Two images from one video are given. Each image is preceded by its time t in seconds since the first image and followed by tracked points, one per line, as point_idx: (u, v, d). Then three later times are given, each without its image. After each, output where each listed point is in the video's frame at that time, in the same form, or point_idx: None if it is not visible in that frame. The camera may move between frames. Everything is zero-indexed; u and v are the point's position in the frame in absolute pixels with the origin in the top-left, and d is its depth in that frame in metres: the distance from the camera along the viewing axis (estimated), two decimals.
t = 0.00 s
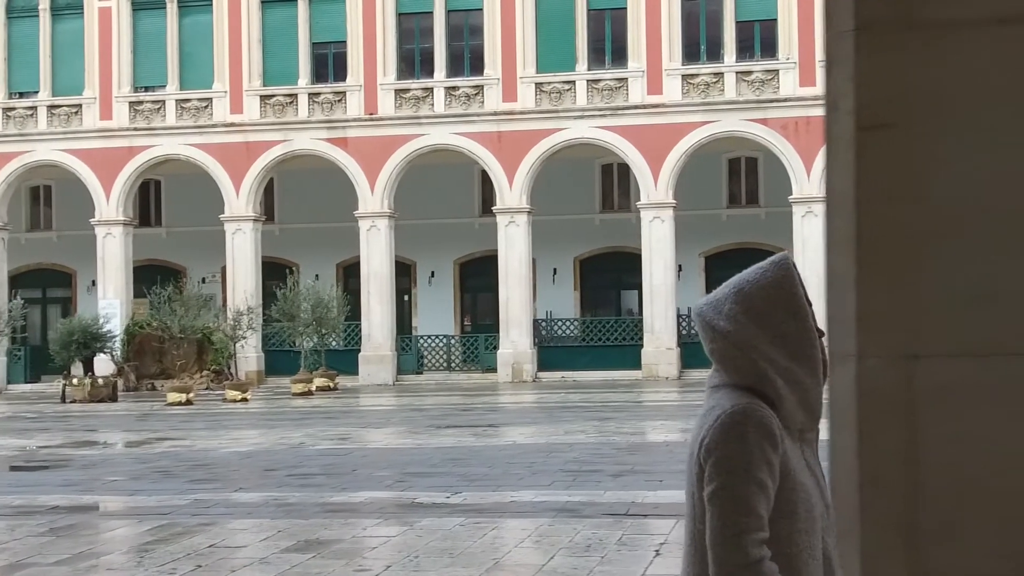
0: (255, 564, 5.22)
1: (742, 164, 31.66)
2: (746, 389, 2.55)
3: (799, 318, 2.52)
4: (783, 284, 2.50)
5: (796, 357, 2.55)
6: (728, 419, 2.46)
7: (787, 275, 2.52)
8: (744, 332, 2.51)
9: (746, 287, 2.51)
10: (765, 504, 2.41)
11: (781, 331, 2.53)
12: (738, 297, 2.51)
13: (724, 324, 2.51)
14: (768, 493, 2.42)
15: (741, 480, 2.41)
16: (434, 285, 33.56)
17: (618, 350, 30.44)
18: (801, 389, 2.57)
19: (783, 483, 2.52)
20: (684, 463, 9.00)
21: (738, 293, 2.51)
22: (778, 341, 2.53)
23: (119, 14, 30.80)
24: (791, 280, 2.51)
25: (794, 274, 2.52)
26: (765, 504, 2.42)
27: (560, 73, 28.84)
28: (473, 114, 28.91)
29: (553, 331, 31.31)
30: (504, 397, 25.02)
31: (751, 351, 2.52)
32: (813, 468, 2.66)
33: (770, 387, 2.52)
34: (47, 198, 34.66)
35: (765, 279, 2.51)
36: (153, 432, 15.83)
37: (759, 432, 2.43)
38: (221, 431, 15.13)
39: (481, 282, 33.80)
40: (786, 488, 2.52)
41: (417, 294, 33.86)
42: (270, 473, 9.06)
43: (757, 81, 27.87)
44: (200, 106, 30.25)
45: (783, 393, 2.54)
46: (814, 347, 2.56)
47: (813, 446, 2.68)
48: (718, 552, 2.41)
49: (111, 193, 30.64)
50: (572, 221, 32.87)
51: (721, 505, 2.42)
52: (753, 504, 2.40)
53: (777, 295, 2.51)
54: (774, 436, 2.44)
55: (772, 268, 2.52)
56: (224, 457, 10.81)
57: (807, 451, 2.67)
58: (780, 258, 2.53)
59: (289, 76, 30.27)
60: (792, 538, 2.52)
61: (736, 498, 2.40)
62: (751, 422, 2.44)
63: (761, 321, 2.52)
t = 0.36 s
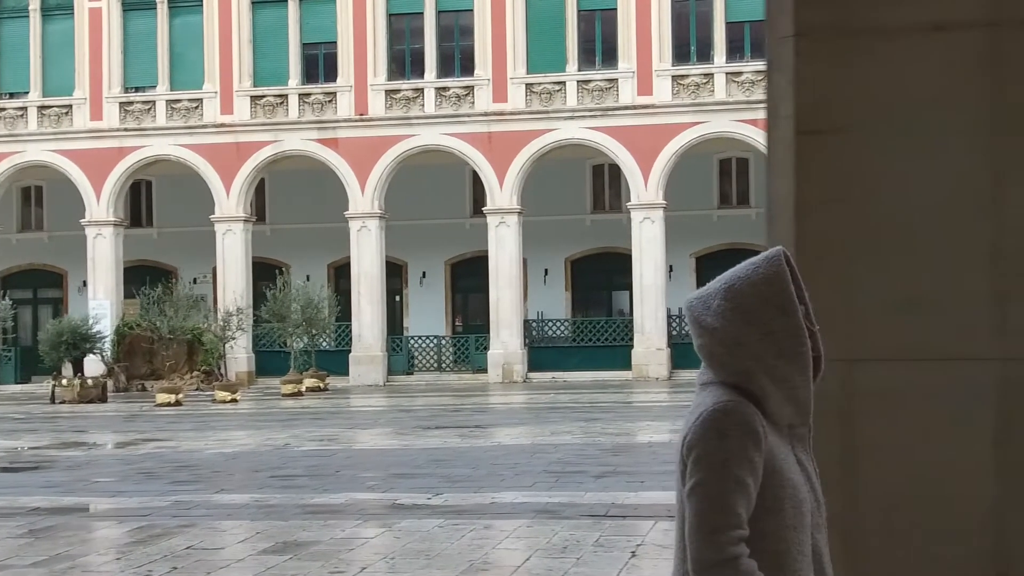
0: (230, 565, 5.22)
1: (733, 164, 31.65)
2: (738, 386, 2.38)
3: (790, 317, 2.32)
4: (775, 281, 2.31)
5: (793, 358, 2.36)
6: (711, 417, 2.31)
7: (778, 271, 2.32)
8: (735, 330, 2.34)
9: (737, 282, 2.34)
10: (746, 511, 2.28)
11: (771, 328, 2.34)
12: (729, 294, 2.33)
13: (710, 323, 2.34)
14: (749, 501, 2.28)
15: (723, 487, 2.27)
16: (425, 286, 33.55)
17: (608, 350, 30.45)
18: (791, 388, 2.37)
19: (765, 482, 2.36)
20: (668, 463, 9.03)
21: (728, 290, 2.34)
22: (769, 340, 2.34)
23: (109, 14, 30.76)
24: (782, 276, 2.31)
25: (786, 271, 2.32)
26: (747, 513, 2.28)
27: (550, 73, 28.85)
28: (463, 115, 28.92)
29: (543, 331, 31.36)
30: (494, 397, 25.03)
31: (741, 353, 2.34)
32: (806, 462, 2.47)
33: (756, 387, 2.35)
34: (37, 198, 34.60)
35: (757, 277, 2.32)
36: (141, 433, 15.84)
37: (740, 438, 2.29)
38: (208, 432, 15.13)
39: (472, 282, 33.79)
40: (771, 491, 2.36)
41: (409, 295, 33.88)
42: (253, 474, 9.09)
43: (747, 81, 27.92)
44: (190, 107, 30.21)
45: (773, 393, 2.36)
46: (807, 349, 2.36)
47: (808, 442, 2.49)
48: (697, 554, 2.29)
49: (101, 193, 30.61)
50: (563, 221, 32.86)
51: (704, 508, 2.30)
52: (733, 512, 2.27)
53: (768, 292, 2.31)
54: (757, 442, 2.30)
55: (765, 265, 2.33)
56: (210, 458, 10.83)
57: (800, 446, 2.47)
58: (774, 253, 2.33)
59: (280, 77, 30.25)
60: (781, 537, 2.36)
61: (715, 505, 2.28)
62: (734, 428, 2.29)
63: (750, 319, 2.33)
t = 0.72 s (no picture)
0: (204, 565, 5.20)
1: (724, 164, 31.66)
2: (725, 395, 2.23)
3: (778, 325, 2.17)
4: (762, 289, 2.16)
5: (782, 366, 2.20)
6: (695, 426, 2.17)
7: (767, 279, 2.17)
8: (721, 338, 2.19)
9: (725, 289, 2.19)
10: (729, 522, 2.14)
11: (758, 336, 2.18)
12: (717, 301, 2.19)
13: (699, 329, 2.20)
14: (732, 512, 2.15)
15: (705, 499, 2.14)
16: (415, 286, 33.56)
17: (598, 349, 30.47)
18: (780, 397, 2.22)
19: (752, 492, 2.21)
20: (649, 462, 9.04)
21: (716, 297, 2.19)
22: (756, 347, 2.19)
23: (99, 13, 30.72)
24: (771, 282, 2.16)
25: (775, 277, 2.17)
26: (728, 524, 2.15)
27: (540, 73, 28.85)
28: (452, 114, 28.91)
29: (533, 331, 31.33)
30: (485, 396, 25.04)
31: (729, 361, 2.19)
32: (796, 471, 2.33)
33: (743, 397, 2.20)
34: (28, 198, 34.56)
35: (746, 283, 2.17)
36: (127, 432, 15.80)
37: (724, 449, 2.14)
38: (195, 431, 15.08)
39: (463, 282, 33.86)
40: (757, 501, 2.21)
41: (399, 294, 33.87)
42: (236, 473, 9.07)
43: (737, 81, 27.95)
44: (180, 106, 30.17)
45: (760, 402, 2.21)
46: (796, 356, 2.21)
47: (799, 452, 2.34)
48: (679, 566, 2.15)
49: (91, 192, 30.56)
50: (552, 221, 32.88)
51: (686, 518, 2.16)
52: (714, 523, 2.13)
53: (755, 299, 2.16)
54: (741, 453, 2.16)
55: (755, 270, 2.17)
56: (196, 457, 10.80)
57: (791, 455, 2.33)
58: (764, 261, 2.18)
59: (269, 76, 30.23)
60: (771, 550, 2.21)
61: (696, 517, 2.14)
62: (717, 438, 2.15)
63: (736, 326, 2.18)
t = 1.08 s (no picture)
0: (180, 562, 5.23)
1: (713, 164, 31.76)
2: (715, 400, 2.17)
3: (767, 332, 2.10)
4: (748, 294, 2.09)
5: (773, 373, 2.14)
6: (685, 435, 2.12)
7: (753, 283, 2.10)
8: (708, 346, 2.12)
9: (712, 294, 2.12)
10: (717, 536, 2.09)
11: (746, 343, 2.11)
12: (704, 308, 2.12)
13: (687, 338, 2.13)
14: (721, 527, 2.10)
15: (693, 512, 2.09)
16: (405, 285, 33.55)
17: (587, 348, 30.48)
18: (770, 405, 2.17)
19: (742, 501, 2.16)
20: (631, 460, 9.04)
21: (703, 305, 2.12)
22: (745, 353, 2.12)
23: (87, 12, 30.66)
24: (760, 288, 2.09)
25: (762, 283, 2.10)
26: (718, 538, 2.09)
27: (529, 72, 28.84)
28: (441, 113, 28.91)
29: (523, 330, 31.33)
30: (474, 396, 25.02)
31: (717, 369, 2.13)
32: (787, 475, 2.28)
33: (732, 405, 2.14)
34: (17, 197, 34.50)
35: (733, 288, 2.10)
36: (113, 432, 15.77)
37: (711, 461, 2.09)
38: (180, 431, 15.04)
39: (453, 281, 33.86)
40: (748, 509, 2.16)
41: (389, 293, 33.85)
42: (217, 472, 9.05)
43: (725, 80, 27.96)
44: (168, 105, 30.15)
45: (751, 409, 2.15)
46: (787, 364, 2.14)
47: (791, 458, 2.29)
48: None
49: (79, 191, 30.50)
50: (542, 220, 32.87)
51: (674, 530, 2.11)
52: (703, 533, 2.08)
53: (741, 306, 2.10)
54: (732, 463, 2.10)
55: (741, 275, 2.11)
56: (179, 456, 10.77)
57: (781, 460, 2.28)
58: (749, 266, 2.11)
59: (258, 75, 30.21)
60: (761, 558, 2.17)
61: (686, 530, 2.09)
62: (706, 451, 2.09)
63: (726, 333, 2.11)
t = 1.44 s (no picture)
0: (155, 562, 5.23)
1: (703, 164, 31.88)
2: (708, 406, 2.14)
3: (757, 331, 2.08)
4: (735, 292, 2.08)
5: (766, 374, 2.12)
6: (682, 440, 2.08)
7: (737, 282, 2.09)
8: (699, 348, 2.09)
9: (700, 295, 2.11)
10: (718, 540, 2.06)
11: (737, 342, 2.09)
12: (690, 310, 2.10)
13: (676, 342, 2.10)
14: (722, 532, 2.06)
15: (693, 518, 2.05)
16: (394, 284, 33.54)
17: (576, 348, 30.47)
18: (766, 405, 2.13)
19: (742, 506, 2.12)
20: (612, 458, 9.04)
21: (689, 308, 2.11)
22: (737, 355, 2.09)
23: (75, 11, 30.59)
24: (744, 286, 2.09)
25: (747, 280, 2.09)
26: (717, 542, 2.06)
27: (517, 72, 28.83)
28: (430, 113, 28.90)
29: (512, 330, 31.33)
30: (462, 395, 25.01)
31: (708, 369, 2.09)
32: (785, 480, 2.25)
33: (729, 407, 2.11)
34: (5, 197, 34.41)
35: (719, 286, 2.10)
36: (98, 432, 15.74)
37: (710, 464, 2.05)
38: (164, 431, 15.01)
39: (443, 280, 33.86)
40: (748, 513, 2.13)
41: (378, 294, 33.83)
42: (197, 473, 9.04)
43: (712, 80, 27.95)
44: (156, 105, 30.10)
45: (747, 411, 2.12)
46: (779, 363, 2.12)
47: (790, 460, 2.26)
48: None
49: (67, 191, 30.42)
50: (531, 220, 32.87)
51: (671, 537, 2.08)
52: (703, 541, 2.05)
53: (729, 305, 2.08)
54: (729, 467, 2.07)
55: (724, 276, 2.10)
56: (162, 457, 10.73)
57: (779, 464, 2.25)
58: (731, 265, 2.11)
59: (246, 75, 30.18)
60: (761, 563, 2.13)
61: (685, 537, 2.06)
62: (704, 456, 2.06)
63: (714, 335, 2.09)
